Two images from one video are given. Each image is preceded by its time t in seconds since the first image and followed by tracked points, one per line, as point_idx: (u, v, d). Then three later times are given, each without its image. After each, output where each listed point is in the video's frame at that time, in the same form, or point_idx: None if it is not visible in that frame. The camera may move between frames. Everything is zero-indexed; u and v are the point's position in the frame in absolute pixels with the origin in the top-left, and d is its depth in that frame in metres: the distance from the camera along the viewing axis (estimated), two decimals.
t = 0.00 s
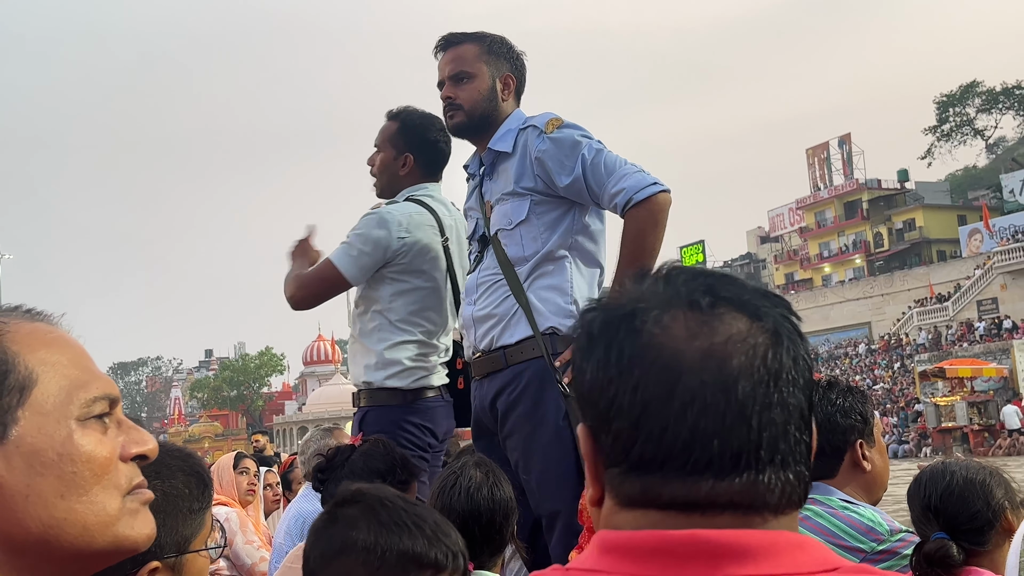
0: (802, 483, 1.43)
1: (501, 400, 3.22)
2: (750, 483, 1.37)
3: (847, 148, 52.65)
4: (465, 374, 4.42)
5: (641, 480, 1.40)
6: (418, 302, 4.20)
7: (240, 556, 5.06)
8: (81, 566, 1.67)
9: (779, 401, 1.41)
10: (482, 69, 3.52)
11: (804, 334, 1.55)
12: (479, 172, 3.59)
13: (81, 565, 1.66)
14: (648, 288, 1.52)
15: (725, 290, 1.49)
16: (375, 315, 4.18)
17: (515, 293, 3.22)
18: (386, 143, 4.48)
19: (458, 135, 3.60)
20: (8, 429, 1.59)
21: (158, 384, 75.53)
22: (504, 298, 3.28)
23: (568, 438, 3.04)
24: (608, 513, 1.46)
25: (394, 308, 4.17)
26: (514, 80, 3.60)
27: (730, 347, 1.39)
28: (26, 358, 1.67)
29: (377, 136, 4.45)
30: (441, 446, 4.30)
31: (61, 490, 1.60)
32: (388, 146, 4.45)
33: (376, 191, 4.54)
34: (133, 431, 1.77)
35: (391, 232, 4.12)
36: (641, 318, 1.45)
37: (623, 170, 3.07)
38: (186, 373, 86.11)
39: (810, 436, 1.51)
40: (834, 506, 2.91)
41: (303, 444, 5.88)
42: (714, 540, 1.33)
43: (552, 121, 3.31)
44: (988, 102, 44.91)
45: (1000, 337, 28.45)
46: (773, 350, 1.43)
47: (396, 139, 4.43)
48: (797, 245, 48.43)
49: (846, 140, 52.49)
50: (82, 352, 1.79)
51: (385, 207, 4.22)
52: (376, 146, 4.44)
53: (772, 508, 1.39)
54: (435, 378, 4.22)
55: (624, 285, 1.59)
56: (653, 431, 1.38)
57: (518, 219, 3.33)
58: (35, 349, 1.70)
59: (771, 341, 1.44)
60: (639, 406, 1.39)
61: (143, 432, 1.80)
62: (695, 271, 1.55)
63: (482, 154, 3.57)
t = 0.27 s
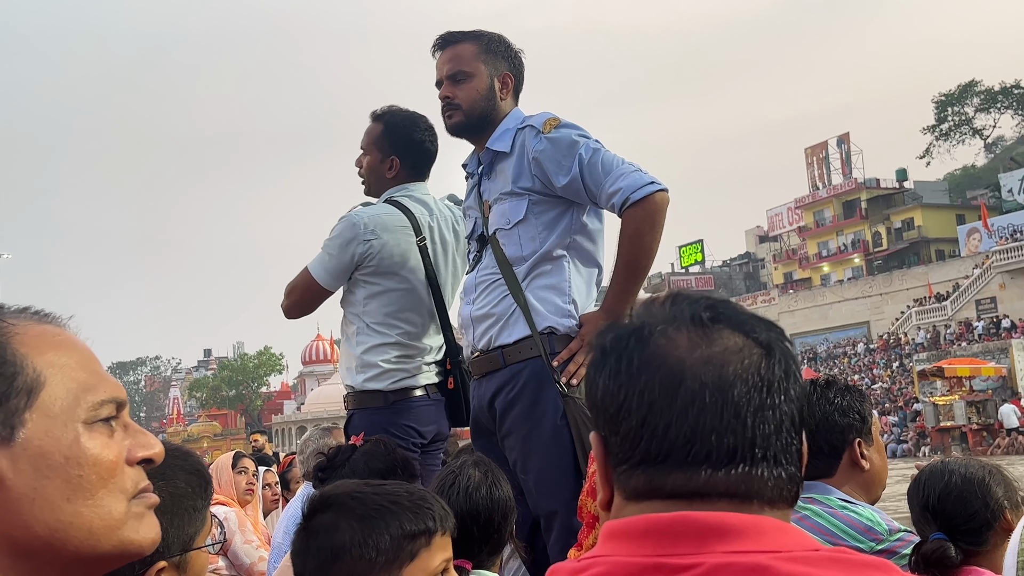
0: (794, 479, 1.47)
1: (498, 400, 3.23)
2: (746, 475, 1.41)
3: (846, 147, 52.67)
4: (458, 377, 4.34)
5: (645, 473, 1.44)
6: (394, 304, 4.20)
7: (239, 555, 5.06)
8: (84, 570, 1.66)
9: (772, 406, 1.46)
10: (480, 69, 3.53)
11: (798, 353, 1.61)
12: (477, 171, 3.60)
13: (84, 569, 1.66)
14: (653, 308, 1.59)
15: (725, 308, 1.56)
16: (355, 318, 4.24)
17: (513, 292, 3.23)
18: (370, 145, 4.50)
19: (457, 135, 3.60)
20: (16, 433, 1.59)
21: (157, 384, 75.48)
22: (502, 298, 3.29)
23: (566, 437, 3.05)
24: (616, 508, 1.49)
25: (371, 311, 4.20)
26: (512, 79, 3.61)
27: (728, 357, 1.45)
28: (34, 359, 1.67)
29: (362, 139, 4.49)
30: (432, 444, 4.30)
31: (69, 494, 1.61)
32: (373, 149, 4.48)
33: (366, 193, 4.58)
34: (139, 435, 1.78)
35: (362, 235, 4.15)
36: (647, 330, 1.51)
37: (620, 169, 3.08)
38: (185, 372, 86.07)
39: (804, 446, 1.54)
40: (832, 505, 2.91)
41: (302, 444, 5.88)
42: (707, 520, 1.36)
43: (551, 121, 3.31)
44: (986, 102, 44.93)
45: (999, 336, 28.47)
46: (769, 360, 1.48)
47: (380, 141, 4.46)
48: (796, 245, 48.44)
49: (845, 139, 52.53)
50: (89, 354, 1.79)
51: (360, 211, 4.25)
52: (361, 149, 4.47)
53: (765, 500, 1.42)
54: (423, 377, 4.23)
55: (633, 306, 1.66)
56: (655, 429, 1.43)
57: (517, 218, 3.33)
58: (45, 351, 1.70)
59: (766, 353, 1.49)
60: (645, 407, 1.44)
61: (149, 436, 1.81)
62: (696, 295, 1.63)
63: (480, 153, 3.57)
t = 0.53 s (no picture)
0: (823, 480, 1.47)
1: (498, 401, 3.23)
2: (773, 472, 1.42)
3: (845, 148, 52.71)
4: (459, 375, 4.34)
5: (678, 462, 1.45)
6: (393, 305, 4.20)
7: (238, 556, 5.05)
8: None
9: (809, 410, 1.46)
10: (477, 70, 3.53)
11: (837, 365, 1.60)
12: (476, 172, 3.59)
13: None
14: (699, 312, 1.61)
15: (770, 316, 1.57)
16: (354, 320, 4.24)
17: (512, 293, 3.23)
18: (370, 145, 4.48)
19: (455, 136, 3.60)
20: (29, 439, 1.58)
21: (156, 384, 75.41)
22: (501, 298, 3.29)
23: (566, 437, 3.04)
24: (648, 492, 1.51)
25: (370, 312, 4.20)
26: (509, 79, 3.60)
27: (767, 359, 1.46)
28: (48, 367, 1.66)
29: (363, 139, 4.49)
30: (432, 445, 4.29)
31: (79, 501, 1.59)
32: (374, 149, 4.48)
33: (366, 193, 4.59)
34: (150, 444, 1.75)
35: (362, 236, 4.15)
36: (692, 331, 1.53)
37: (618, 170, 3.08)
38: (184, 373, 85.99)
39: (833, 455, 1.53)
40: (832, 505, 2.91)
41: (301, 444, 5.88)
42: (726, 505, 1.38)
43: (549, 122, 3.31)
44: (985, 102, 44.96)
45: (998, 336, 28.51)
46: (806, 365, 1.49)
47: (381, 142, 4.46)
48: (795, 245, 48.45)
49: (844, 139, 52.56)
50: (101, 362, 1.77)
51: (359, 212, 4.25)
52: (362, 149, 4.47)
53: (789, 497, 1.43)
54: (423, 379, 4.22)
55: (680, 311, 1.67)
56: (691, 422, 1.44)
57: (516, 219, 3.33)
58: (61, 358, 1.69)
59: (804, 359, 1.50)
60: (683, 402, 1.46)
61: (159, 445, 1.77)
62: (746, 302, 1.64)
63: (479, 154, 3.57)
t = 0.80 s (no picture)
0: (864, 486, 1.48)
1: (496, 403, 3.22)
2: (815, 480, 1.43)
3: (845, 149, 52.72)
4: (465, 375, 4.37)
5: (715, 467, 1.47)
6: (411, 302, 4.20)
7: (237, 558, 5.02)
8: None
9: (850, 416, 1.48)
10: (474, 71, 3.52)
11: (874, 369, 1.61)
12: (474, 175, 3.59)
13: None
14: (735, 314, 1.63)
15: (808, 319, 1.58)
16: (368, 317, 4.18)
17: (510, 295, 3.23)
18: (378, 142, 4.52)
19: (453, 139, 3.60)
20: (47, 447, 1.56)
21: (156, 384, 75.34)
22: (499, 300, 3.28)
23: (564, 436, 3.03)
24: (682, 500, 1.52)
25: (386, 310, 4.16)
26: (506, 81, 3.59)
27: (807, 364, 1.47)
28: (68, 374, 1.64)
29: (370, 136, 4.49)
30: (441, 445, 4.27)
31: (96, 510, 1.57)
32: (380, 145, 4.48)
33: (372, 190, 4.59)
34: (165, 455, 1.73)
35: (385, 231, 4.14)
36: (731, 334, 1.55)
37: (615, 171, 3.07)
38: (184, 374, 85.92)
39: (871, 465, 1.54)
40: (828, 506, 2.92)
41: (299, 447, 5.85)
42: (770, 516, 1.37)
43: (545, 124, 3.31)
44: (985, 103, 44.98)
45: (998, 337, 28.51)
46: (846, 371, 1.50)
47: (389, 138, 4.46)
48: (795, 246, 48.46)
49: (843, 140, 52.58)
50: (117, 369, 1.75)
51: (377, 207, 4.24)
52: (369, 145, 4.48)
53: (831, 505, 1.44)
54: (434, 378, 4.20)
55: (715, 312, 1.69)
56: (731, 427, 1.46)
57: (514, 221, 3.32)
58: (78, 366, 1.67)
59: (844, 364, 1.51)
60: (722, 406, 1.47)
61: (174, 454, 1.76)
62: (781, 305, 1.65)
63: (476, 156, 3.57)
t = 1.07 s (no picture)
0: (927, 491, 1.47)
1: (495, 405, 3.23)
2: (880, 489, 1.42)
3: (844, 150, 52.77)
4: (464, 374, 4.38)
5: (775, 467, 1.46)
6: (421, 300, 4.22)
7: (237, 560, 5.03)
8: None
9: (922, 418, 1.46)
10: (469, 75, 3.53)
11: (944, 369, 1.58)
12: (473, 176, 3.60)
13: None
14: (799, 300, 1.58)
15: (881, 313, 1.53)
16: (377, 315, 4.16)
17: (507, 296, 3.24)
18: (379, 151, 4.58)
19: (451, 142, 3.62)
20: (56, 457, 1.56)
21: (155, 387, 75.37)
22: (496, 302, 3.29)
23: (562, 439, 3.04)
24: (731, 496, 1.53)
25: (396, 308, 4.16)
26: (503, 82, 3.60)
27: (878, 363, 1.44)
28: (80, 379, 1.64)
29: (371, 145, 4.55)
30: (445, 448, 4.29)
31: (103, 520, 1.57)
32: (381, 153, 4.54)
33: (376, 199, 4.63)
34: (175, 463, 1.74)
35: (395, 228, 4.15)
36: (800, 323, 1.50)
37: (612, 172, 3.08)
38: (183, 377, 85.94)
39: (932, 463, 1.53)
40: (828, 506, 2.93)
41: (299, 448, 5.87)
42: (825, 528, 1.40)
43: (543, 125, 3.32)
44: (984, 104, 45.04)
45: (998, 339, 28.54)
46: (918, 373, 1.47)
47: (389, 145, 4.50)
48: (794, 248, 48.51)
49: (843, 142, 52.64)
50: (129, 375, 1.76)
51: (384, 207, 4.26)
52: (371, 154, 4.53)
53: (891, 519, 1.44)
54: (440, 379, 4.20)
55: (776, 297, 1.64)
56: (798, 425, 1.43)
57: (511, 222, 3.33)
58: (90, 372, 1.68)
59: (916, 366, 1.47)
60: (789, 401, 1.45)
61: (183, 462, 1.77)
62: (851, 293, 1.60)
63: (475, 158, 3.58)
